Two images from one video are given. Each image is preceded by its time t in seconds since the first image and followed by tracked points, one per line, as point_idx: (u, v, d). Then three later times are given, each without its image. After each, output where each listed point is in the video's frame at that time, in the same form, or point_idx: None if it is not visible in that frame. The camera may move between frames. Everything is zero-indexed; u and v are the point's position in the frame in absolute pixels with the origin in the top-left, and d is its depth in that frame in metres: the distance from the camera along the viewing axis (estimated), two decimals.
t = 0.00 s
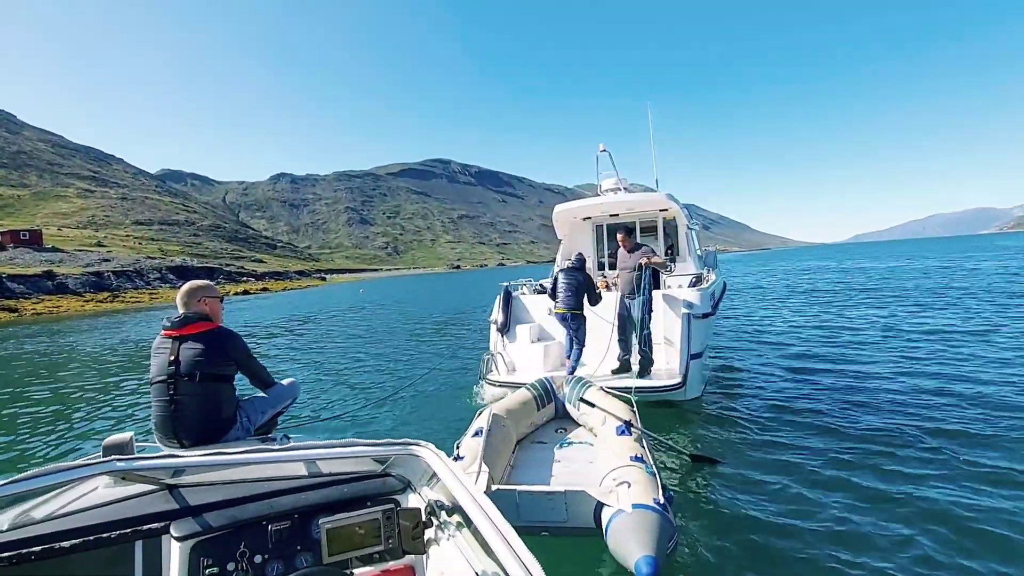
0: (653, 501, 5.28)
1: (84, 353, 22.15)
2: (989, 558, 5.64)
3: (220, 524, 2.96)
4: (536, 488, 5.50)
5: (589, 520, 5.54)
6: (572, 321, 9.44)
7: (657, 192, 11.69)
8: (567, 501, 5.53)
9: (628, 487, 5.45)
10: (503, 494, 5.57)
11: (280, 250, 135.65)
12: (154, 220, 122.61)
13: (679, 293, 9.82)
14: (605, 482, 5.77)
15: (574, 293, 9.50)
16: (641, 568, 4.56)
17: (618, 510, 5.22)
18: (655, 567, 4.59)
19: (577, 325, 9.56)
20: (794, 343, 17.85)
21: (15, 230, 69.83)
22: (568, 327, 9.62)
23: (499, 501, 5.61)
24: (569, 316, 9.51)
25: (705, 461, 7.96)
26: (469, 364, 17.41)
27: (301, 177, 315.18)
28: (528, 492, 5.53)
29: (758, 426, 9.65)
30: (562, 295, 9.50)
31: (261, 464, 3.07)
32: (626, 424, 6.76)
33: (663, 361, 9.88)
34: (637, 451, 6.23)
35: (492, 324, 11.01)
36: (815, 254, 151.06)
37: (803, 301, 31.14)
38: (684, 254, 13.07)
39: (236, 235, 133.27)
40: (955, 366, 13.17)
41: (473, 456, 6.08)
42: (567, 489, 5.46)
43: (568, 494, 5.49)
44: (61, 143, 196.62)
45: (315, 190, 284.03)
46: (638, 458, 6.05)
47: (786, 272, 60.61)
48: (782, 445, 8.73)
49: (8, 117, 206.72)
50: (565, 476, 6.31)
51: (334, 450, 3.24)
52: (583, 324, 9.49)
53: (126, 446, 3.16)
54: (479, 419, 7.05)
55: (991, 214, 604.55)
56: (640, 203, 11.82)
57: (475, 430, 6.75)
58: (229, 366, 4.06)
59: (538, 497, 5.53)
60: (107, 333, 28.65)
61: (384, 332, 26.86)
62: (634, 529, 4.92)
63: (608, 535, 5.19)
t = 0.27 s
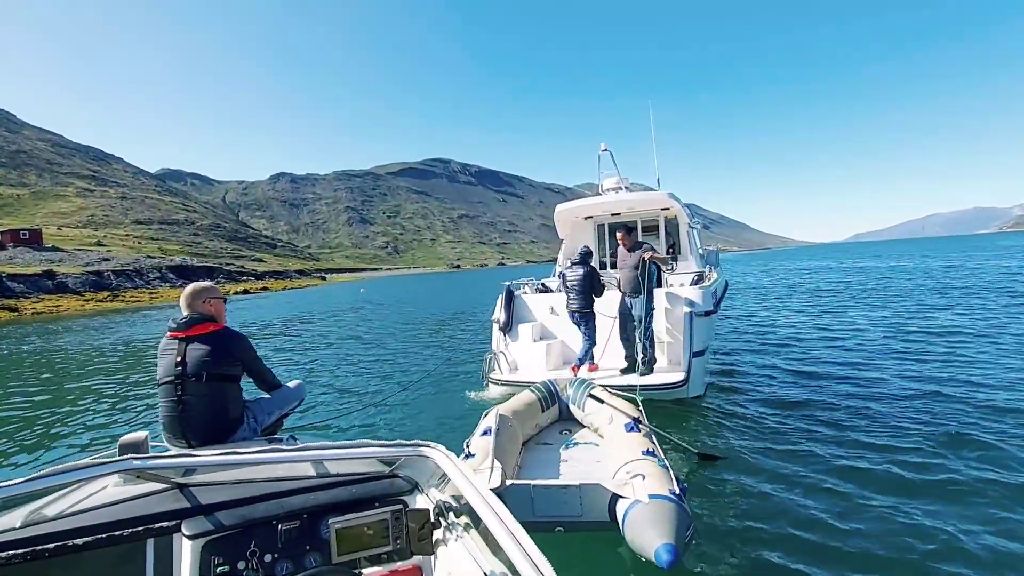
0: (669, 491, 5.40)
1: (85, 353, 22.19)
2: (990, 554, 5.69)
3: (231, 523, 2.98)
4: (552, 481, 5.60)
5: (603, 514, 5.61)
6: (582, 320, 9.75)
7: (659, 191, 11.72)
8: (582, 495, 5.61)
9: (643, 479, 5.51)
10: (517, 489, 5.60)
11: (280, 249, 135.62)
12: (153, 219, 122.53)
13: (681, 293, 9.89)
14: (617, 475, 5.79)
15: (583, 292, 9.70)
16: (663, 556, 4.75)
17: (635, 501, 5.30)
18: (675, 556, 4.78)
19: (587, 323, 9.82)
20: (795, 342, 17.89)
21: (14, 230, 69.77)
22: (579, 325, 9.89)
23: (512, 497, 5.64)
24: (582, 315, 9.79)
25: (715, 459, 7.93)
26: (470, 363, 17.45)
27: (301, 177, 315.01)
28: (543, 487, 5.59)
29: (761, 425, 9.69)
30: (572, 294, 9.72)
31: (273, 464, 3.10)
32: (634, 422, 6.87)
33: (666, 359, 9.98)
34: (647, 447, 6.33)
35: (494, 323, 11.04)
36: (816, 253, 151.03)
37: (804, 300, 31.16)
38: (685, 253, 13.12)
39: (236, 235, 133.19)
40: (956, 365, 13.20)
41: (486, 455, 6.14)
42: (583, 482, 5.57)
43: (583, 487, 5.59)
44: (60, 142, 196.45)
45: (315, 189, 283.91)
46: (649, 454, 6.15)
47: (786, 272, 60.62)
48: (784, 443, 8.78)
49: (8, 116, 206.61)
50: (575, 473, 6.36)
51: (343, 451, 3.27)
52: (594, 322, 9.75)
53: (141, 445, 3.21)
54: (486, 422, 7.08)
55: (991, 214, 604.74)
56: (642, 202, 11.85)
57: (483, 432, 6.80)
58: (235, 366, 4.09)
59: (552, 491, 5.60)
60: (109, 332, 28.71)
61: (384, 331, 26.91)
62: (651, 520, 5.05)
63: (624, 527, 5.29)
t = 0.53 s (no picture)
0: (684, 486, 5.38)
1: (86, 352, 22.21)
2: (989, 553, 5.72)
3: (235, 520, 2.99)
4: (566, 479, 5.73)
5: (615, 510, 5.72)
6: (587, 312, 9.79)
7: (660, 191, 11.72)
8: (595, 492, 5.73)
9: (655, 475, 5.52)
10: (532, 487, 5.71)
11: (279, 249, 135.53)
12: (152, 219, 122.40)
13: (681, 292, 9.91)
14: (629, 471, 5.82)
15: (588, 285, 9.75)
16: (681, 551, 4.76)
17: (650, 497, 5.31)
18: (693, 550, 4.78)
19: (592, 316, 9.85)
20: (796, 342, 17.94)
21: (13, 229, 69.67)
22: (584, 318, 9.92)
23: (527, 496, 5.74)
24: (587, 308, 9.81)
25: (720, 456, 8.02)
26: (471, 363, 17.46)
27: (300, 176, 314.81)
28: (557, 485, 5.70)
29: (762, 424, 9.73)
30: (576, 287, 9.79)
31: (277, 462, 3.11)
32: (641, 419, 6.85)
33: (667, 358, 10.03)
34: (658, 443, 6.32)
35: (496, 322, 11.06)
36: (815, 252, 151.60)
37: (804, 299, 31.19)
38: (686, 252, 13.15)
39: (235, 234, 133.07)
40: (957, 365, 13.22)
41: (496, 453, 6.20)
42: (596, 479, 5.71)
43: (596, 485, 5.72)
44: (58, 142, 196.26)
45: (314, 189, 283.71)
46: (660, 450, 6.13)
47: (785, 272, 60.65)
48: (785, 443, 8.81)
49: (7, 115, 206.39)
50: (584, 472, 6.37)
51: (346, 450, 3.28)
52: (599, 314, 9.78)
53: (148, 442, 3.24)
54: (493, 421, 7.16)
55: (990, 215, 605.36)
56: (642, 201, 11.86)
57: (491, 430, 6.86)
58: (240, 364, 4.11)
59: (566, 489, 5.71)
60: (109, 332, 28.76)
61: (385, 331, 26.92)
62: (667, 514, 5.05)
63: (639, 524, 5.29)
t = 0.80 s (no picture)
0: (696, 487, 5.41)
1: (85, 352, 22.18)
2: (992, 557, 5.73)
3: (238, 518, 3.00)
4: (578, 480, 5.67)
5: (627, 510, 5.72)
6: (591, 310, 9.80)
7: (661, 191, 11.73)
8: (607, 492, 5.71)
9: (668, 475, 5.53)
10: (543, 489, 5.69)
11: (279, 249, 135.45)
12: (151, 219, 122.26)
13: (683, 292, 9.97)
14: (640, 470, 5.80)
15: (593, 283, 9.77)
16: (699, 551, 4.82)
17: (664, 498, 5.32)
18: (710, 551, 4.83)
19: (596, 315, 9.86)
20: (797, 343, 17.95)
21: (12, 229, 69.54)
22: (588, 316, 9.95)
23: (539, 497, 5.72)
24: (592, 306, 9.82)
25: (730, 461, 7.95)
26: (472, 364, 17.46)
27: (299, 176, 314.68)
28: (569, 486, 5.66)
29: (764, 426, 9.74)
30: (580, 286, 9.81)
31: (279, 460, 3.11)
32: (646, 419, 6.86)
33: (667, 358, 10.06)
34: (667, 443, 6.31)
35: (497, 322, 11.07)
36: (815, 253, 151.69)
37: (804, 300, 31.22)
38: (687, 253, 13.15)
39: (234, 235, 133.00)
40: (958, 366, 13.24)
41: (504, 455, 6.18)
42: (608, 480, 5.68)
43: (608, 485, 5.69)
44: (57, 142, 196.16)
45: (313, 189, 283.61)
46: (669, 449, 6.13)
47: (785, 273, 60.74)
48: (787, 444, 8.82)
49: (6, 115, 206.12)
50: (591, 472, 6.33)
51: (349, 448, 3.27)
52: (602, 313, 9.77)
53: (151, 440, 3.25)
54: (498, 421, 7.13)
55: (988, 216, 606.21)
56: (643, 202, 11.87)
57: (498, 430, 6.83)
58: (242, 362, 4.11)
59: (578, 489, 5.67)
60: (109, 331, 28.76)
61: (385, 332, 26.93)
62: (682, 515, 5.10)
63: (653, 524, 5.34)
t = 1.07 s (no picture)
0: (708, 485, 5.52)
1: (84, 352, 22.13)
2: (991, 561, 5.76)
3: (239, 514, 2.97)
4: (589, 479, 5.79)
5: (637, 510, 5.82)
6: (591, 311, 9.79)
7: (662, 192, 11.77)
8: (618, 491, 5.81)
9: (678, 474, 5.61)
10: (555, 488, 5.78)
11: (277, 250, 135.19)
12: (149, 219, 121.93)
13: (685, 294, 10.00)
14: (650, 470, 5.82)
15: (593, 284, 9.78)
16: (713, 547, 4.96)
17: (677, 496, 5.40)
18: (724, 547, 4.98)
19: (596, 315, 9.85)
20: (797, 344, 17.98)
21: (9, 228, 69.27)
22: (589, 317, 9.92)
23: (550, 496, 5.81)
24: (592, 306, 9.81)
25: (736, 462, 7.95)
26: (471, 364, 17.48)
27: (298, 177, 314.39)
28: (580, 485, 5.78)
29: (764, 427, 9.77)
30: (582, 285, 9.81)
31: (279, 457, 3.12)
32: (652, 418, 6.86)
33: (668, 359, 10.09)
34: (674, 441, 6.36)
35: (497, 322, 11.07)
36: (814, 254, 151.78)
37: (804, 302, 31.24)
38: (688, 254, 13.16)
39: (233, 235, 132.75)
40: (958, 368, 13.26)
41: (512, 454, 6.15)
42: (619, 479, 5.80)
43: (620, 484, 5.79)
44: (56, 142, 195.84)
45: (312, 189, 283.36)
46: (678, 448, 6.16)
47: (783, 274, 60.81)
48: (786, 445, 8.86)
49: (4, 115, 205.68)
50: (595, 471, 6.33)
51: (348, 444, 3.28)
52: (602, 313, 9.76)
53: (150, 436, 3.24)
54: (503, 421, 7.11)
55: (986, 218, 607.52)
56: (645, 202, 11.87)
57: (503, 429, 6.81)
58: (245, 358, 4.12)
59: (590, 488, 5.79)
60: (109, 331, 28.73)
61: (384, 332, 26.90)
62: (696, 513, 5.21)
63: (666, 522, 5.43)
